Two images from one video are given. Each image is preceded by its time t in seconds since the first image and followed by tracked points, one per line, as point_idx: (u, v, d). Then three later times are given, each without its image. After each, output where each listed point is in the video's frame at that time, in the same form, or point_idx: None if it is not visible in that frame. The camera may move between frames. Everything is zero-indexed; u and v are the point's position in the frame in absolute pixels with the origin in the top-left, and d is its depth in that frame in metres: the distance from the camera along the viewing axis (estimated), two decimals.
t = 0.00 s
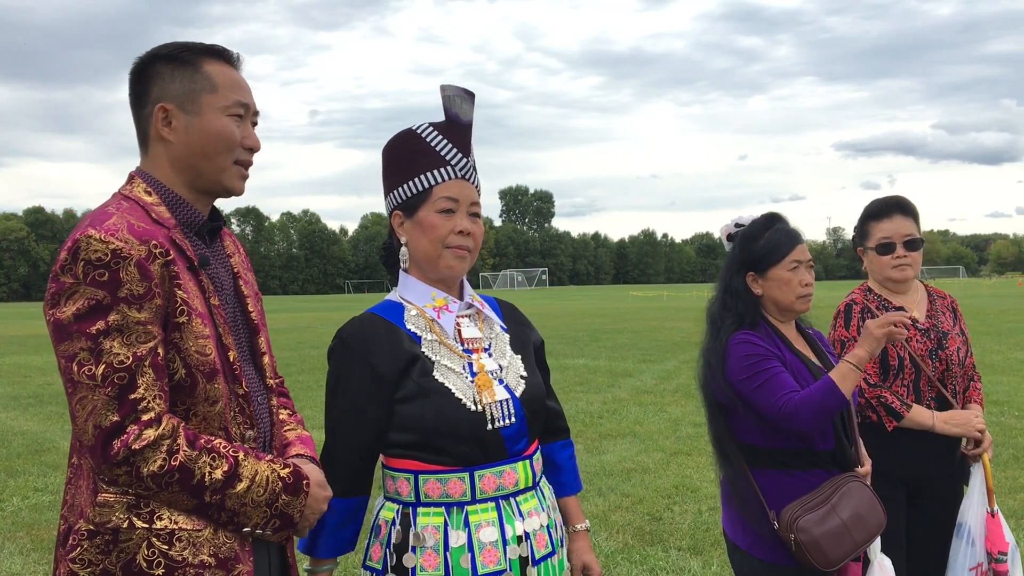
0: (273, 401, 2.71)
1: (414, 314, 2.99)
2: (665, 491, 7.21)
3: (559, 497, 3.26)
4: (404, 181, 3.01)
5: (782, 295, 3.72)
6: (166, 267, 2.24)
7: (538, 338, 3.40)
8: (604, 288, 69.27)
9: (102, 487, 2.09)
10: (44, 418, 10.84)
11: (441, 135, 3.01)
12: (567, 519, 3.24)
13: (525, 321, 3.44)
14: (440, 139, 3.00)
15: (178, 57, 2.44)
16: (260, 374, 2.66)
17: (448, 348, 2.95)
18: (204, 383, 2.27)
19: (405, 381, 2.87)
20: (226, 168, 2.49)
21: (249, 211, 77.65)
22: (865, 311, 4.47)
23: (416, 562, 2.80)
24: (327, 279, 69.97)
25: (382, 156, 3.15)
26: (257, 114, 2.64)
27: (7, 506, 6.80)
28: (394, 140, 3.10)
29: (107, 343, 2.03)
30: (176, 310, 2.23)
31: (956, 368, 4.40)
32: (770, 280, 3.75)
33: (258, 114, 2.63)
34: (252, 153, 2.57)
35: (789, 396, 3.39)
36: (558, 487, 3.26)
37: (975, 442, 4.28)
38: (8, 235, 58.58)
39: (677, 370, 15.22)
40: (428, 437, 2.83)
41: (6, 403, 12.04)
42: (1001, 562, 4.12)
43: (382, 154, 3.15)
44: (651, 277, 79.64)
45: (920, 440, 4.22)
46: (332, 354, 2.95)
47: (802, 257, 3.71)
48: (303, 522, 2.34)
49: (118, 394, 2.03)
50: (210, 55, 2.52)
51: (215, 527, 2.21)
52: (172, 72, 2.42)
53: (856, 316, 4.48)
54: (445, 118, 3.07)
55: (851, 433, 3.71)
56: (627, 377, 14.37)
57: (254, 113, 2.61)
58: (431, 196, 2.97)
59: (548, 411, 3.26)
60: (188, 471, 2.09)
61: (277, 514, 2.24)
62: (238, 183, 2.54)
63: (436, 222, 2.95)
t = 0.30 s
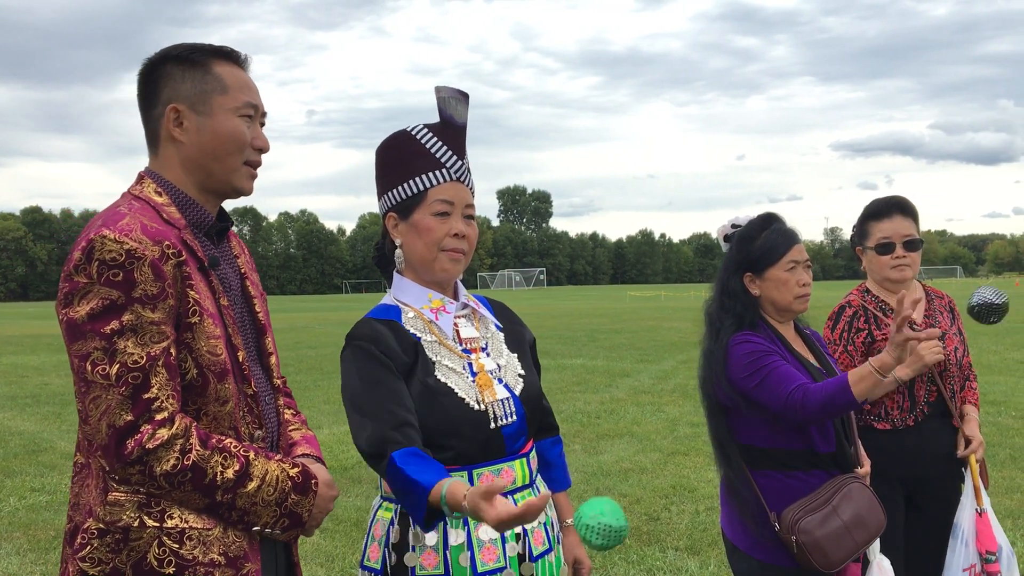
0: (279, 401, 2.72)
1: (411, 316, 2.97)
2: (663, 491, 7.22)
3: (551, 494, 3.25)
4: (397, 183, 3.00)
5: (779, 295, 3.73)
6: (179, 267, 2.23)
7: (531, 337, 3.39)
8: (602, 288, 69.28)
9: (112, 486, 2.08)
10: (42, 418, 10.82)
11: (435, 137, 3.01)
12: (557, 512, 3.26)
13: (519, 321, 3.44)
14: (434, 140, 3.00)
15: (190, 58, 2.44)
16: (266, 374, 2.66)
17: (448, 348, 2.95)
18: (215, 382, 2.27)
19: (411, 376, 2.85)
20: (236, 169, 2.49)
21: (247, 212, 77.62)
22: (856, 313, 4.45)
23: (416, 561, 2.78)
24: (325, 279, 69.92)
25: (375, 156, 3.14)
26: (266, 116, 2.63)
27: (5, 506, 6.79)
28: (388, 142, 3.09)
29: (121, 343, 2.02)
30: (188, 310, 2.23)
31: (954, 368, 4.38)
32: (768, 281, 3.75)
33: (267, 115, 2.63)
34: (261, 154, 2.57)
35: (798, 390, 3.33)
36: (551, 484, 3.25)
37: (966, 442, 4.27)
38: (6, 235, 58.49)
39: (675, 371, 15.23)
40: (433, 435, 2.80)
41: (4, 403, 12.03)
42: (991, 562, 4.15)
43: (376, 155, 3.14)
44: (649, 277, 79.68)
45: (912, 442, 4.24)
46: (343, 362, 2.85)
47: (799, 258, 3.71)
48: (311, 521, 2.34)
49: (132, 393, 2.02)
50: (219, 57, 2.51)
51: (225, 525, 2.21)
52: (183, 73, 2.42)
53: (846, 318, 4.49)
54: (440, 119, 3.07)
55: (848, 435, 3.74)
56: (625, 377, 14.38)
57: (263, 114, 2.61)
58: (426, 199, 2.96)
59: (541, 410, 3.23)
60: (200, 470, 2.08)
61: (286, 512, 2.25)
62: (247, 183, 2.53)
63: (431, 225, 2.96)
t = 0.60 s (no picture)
0: (290, 400, 2.72)
1: (416, 313, 2.97)
2: (662, 491, 7.22)
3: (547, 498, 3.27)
4: (398, 183, 3.00)
5: (779, 295, 3.73)
6: (190, 269, 2.24)
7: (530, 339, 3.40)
8: (602, 288, 69.30)
9: (127, 486, 2.09)
10: (41, 418, 10.82)
11: (433, 137, 3.01)
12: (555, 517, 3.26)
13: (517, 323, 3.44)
14: (433, 140, 3.00)
15: (199, 60, 2.44)
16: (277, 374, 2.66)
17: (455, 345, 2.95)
18: (227, 382, 2.26)
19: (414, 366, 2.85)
20: (247, 168, 2.49)
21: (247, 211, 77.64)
22: (851, 315, 4.51)
23: (423, 561, 2.78)
24: (325, 279, 69.94)
25: (374, 157, 3.15)
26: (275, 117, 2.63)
27: (4, 506, 6.79)
28: (388, 141, 3.09)
29: (135, 345, 2.03)
30: (200, 311, 2.23)
31: (952, 368, 4.39)
32: (767, 281, 3.76)
33: (275, 116, 2.63)
34: (271, 154, 2.56)
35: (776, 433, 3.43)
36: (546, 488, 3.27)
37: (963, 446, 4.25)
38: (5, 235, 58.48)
39: (674, 371, 15.24)
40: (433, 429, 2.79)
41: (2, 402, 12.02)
42: (980, 565, 4.07)
43: (375, 158, 3.14)
44: (649, 277, 79.71)
45: (908, 444, 4.25)
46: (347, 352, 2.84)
47: (799, 258, 3.71)
48: (323, 518, 2.34)
49: (145, 394, 2.02)
50: (227, 59, 2.51)
51: (238, 524, 2.21)
52: (193, 75, 2.42)
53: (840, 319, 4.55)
54: (437, 118, 3.06)
55: (848, 436, 3.70)
56: (624, 377, 14.39)
57: (273, 116, 2.61)
58: (426, 199, 2.97)
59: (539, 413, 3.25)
60: (214, 470, 2.08)
61: (299, 510, 2.25)
62: (259, 182, 2.53)
63: (432, 224, 2.95)
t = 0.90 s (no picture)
0: (301, 399, 2.73)
1: (417, 311, 2.99)
2: (663, 491, 7.23)
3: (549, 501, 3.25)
4: (401, 183, 3.01)
5: (778, 295, 3.73)
6: (201, 268, 2.24)
7: (532, 340, 3.39)
8: (603, 288, 69.29)
9: (139, 483, 2.10)
10: (42, 418, 10.83)
11: (437, 136, 3.01)
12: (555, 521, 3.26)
13: (519, 324, 3.44)
14: (436, 140, 3.01)
15: (209, 62, 2.45)
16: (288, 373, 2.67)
17: (454, 344, 2.97)
18: (238, 381, 2.27)
19: (411, 370, 2.85)
20: (258, 169, 2.48)
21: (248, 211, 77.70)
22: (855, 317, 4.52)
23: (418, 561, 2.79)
24: (326, 279, 69.97)
25: (378, 158, 3.15)
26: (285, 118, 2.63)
27: (5, 506, 6.81)
28: (391, 142, 3.09)
29: (146, 343, 2.03)
30: (211, 310, 2.24)
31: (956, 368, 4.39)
32: (767, 280, 3.76)
33: (286, 117, 2.63)
34: (283, 154, 2.56)
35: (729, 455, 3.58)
36: (550, 490, 3.25)
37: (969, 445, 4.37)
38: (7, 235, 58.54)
39: (675, 370, 15.25)
40: (431, 431, 2.80)
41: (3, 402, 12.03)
42: (995, 557, 4.32)
43: (378, 158, 3.14)
44: (650, 277, 79.69)
45: (914, 444, 4.24)
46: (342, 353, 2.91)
47: (798, 257, 3.71)
48: (333, 515, 2.34)
49: (156, 392, 2.03)
50: (238, 60, 2.51)
51: (249, 520, 2.21)
52: (203, 77, 2.42)
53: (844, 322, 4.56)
54: (441, 119, 3.07)
55: (849, 434, 3.68)
56: (625, 377, 14.39)
57: (284, 117, 2.61)
58: (429, 199, 2.97)
59: (541, 415, 3.25)
60: (224, 467, 2.08)
61: (308, 508, 2.24)
62: (270, 182, 2.53)
63: (435, 224, 2.96)
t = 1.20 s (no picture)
0: (304, 397, 2.72)
1: (415, 310, 3.00)
2: (663, 489, 7.22)
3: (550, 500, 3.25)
4: (403, 182, 3.01)
5: (772, 294, 3.72)
6: (205, 265, 2.24)
7: (534, 339, 3.38)
8: (602, 287, 69.28)
9: (142, 479, 2.10)
10: (41, 417, 10.82)
11: (438, 136, 3.01)
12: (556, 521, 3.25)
13: (521, 323, 3.42)
14: (437, 139, 3.00)
15: (214, 62, 2.44)
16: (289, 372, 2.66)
17: (451, 343, 2.96)
18: (240, 378, 2.26)
19: (407, 370, 2.86)
20: (261, 168, 2.48)
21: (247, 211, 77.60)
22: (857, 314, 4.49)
23: (414, 558, 2.78)
24: (325, 279, 69.96)
25: (379, 157, 3.15)
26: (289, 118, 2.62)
27: (5, 505, 6.81)
28: (393, 141, 3.10)
29: (149, 339, 2.03)
30: (215, 306, 2.23)
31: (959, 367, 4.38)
32: (760, 279, 3.75)
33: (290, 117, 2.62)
34: (286, 154, 2.55)
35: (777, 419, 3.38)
36: (551, 490, 3.25)
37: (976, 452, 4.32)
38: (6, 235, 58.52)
39: (675, 369, 15.24)
40: (429, 431, 2.81)
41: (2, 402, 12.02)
42: (1005, 560, 4.28)
43: (381, 156, 3.14)
44: (650, 276, 79.69)
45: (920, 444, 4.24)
46: (336, 351, 2.93)
47: (792, 256, 3.69)
48: (334, 513, 2.33)
49: (160, 387, 2.03)
50: (243, 61, 2.51)
51: (251, 517, 2.20)
52: (208, 76, 2.42)
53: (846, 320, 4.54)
54: (442, 118, 3.07)
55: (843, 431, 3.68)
56: (625, 376, 14.38)
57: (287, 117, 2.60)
58: (430, 198, 2.97)
59: (541, 414, 3.23)
60: (226, 463, 2.07)
61: (310, 505, 2.23)
62: (273, 182, 2.52)
63: (435, 224, 2.96)
